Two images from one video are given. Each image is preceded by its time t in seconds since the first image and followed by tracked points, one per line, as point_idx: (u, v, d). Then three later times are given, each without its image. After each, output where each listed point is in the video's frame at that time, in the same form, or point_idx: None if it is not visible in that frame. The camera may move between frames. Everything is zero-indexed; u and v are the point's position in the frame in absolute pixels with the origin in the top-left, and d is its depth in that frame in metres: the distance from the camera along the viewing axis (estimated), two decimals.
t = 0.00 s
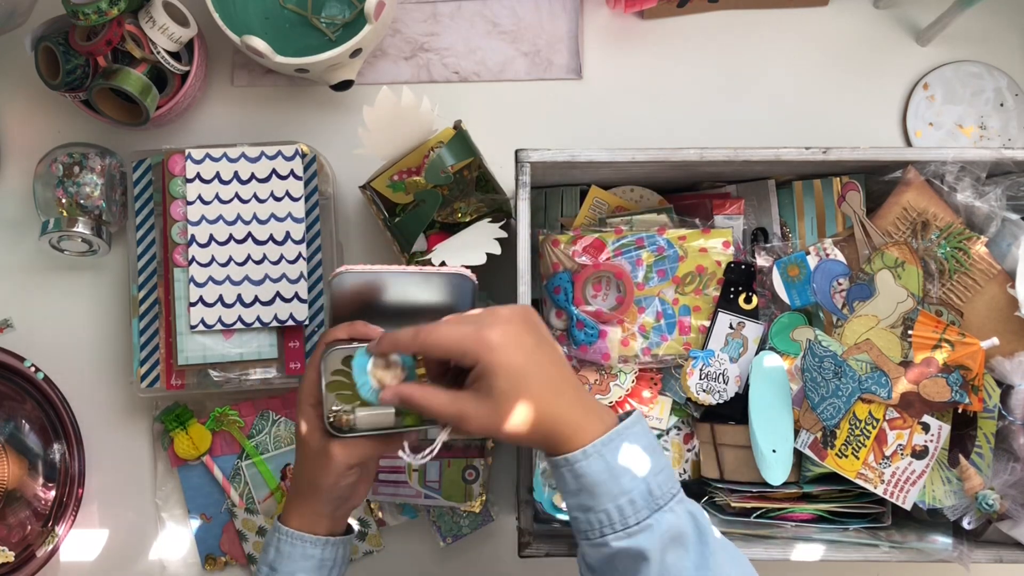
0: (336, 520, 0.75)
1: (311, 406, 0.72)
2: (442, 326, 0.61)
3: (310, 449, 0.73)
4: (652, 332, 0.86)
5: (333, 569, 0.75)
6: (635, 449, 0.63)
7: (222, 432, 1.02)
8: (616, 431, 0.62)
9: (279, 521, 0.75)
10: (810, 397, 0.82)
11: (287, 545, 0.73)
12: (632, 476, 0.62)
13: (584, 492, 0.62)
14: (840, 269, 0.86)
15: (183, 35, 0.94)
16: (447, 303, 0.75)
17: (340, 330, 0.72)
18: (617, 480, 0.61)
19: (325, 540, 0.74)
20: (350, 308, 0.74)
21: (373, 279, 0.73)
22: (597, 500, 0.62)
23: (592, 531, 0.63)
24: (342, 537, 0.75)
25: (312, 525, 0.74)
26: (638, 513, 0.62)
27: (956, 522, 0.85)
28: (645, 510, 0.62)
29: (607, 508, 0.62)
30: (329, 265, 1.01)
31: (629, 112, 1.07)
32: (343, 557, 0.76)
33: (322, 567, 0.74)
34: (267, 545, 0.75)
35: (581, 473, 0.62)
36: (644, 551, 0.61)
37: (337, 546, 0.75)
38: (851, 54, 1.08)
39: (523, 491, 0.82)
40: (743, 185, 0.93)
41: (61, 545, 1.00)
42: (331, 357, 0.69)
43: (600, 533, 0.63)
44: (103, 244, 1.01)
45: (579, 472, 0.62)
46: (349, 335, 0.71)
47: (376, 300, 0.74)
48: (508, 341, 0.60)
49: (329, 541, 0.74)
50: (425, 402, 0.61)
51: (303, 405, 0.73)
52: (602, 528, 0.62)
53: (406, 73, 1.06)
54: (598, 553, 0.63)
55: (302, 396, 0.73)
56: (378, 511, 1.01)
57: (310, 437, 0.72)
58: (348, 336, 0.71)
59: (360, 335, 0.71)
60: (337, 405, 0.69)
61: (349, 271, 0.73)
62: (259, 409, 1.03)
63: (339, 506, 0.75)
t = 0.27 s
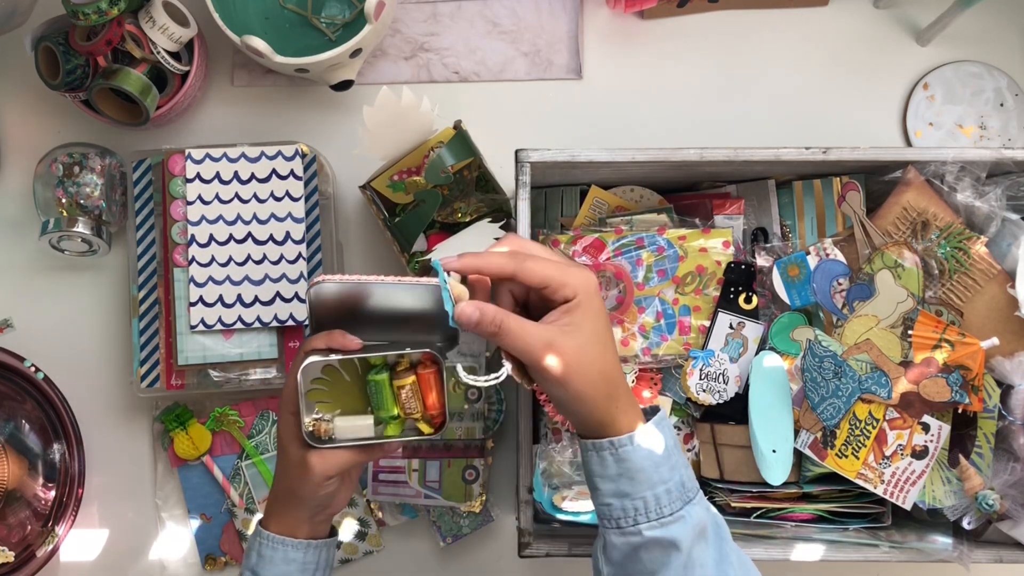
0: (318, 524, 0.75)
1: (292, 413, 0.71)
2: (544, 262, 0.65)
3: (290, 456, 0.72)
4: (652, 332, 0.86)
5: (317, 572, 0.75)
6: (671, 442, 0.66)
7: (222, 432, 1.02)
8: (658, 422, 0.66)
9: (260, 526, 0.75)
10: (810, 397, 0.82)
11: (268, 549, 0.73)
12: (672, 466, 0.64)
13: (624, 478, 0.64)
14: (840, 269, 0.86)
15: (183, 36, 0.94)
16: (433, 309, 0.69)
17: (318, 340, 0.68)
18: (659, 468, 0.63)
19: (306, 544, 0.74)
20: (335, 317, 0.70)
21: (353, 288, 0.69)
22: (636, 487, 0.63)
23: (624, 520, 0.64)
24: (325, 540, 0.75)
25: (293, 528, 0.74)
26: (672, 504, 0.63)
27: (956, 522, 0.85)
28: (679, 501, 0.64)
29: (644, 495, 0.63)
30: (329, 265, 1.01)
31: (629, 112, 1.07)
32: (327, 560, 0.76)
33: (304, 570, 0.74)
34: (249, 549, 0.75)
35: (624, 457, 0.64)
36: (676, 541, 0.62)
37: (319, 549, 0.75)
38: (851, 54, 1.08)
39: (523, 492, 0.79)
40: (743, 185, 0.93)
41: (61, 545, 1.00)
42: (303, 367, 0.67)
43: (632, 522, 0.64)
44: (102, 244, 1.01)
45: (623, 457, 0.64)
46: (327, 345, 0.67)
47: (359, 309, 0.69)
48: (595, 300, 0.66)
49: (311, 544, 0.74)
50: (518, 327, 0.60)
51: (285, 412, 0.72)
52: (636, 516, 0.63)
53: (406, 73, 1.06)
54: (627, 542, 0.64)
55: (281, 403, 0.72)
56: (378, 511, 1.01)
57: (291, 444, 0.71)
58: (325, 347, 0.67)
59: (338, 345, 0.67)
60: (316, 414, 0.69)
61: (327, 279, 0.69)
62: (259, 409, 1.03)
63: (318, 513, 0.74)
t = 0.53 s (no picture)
0: (314, 527, 0.75)
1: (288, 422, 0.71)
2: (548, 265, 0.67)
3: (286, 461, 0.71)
4: (652, 332, 0.86)
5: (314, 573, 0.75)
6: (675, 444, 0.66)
7: (222, 432, 1.02)
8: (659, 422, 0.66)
9: (258, 526, 0.75)
10: (810, 397, 0.82)
11: (265, 550, 0.73)
12: (675, 468, 0.64)
13: (627, 479, 0.64)
14: (840, 269, 0.86)
15: (183, 36, 0.94)
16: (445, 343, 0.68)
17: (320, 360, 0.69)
18: (662, 469, 0.64)
19: (303, 545, 0.74)
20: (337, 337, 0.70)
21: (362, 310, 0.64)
22: (640, 489, 0.64)
23: (627, 521, 0.64)
24: (322, 541, 0.75)
25: (289, 530, 0.74)
26: (675, 505, 0.63)
27: (956, 522, 0.85)
28: (681, 503, 0.64)
29: (648, 497, 0.63)
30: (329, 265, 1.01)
31: (629, 112, 1.07)
32: (325, 561, 0.76)
33: (301, 572, 0.74)
34: (247, 550, 0.75)
35: (627, 458, 0.64)
36: (679, 542, 0.62)
37: (317, 551, 0.74)
38: (851, 54, 1.08)
39: (523, 492, 0.79)
40: (743, 185, 0.93)
41: (61, 545, 1.00)
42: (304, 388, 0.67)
43: (635, 523, 0.64)
44: (103, 244, 1.01)
45: (626, 459, 0.64)
46: (328, 366, 0.68)
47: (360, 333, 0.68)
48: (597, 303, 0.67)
49: (308, 545, 0.74)
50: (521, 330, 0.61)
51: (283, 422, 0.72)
52: (639, 518, 0.64)
53: (406, 73, 1.06)
54: (629, 544, 0.64)
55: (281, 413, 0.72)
56: (378, 511, 1.01)
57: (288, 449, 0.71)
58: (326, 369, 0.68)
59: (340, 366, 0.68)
60: (316, 429, 0.70)
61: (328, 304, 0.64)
62: (259, 409, 1.03)
63: (314, 519, 0.74)
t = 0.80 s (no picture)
0: (317, 527, 0.74)
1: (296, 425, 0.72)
2: (508, 287, 0.62)
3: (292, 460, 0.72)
4: (652, 332, 0.86)
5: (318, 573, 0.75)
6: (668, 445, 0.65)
7: (222, 432, 1.02)
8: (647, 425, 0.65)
9: (260, 527, 0.75)
10: (810, 397, 0.82)
11: (268, 551, 0.73)
12: (666, 472, 0.64)
13: (618, 485, 0.63)
14: (840, 269, 0.86)
15: (183, 36, 0.94)
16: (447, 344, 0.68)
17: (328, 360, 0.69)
18: (653, 475, 0.63)
19: (307, 545, 0.74)
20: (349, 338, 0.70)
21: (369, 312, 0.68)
22: (631, 495, 0.63)
23: (620, 526, 0.64)
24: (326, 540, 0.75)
25: (292, 531, 0.73)
26: (668, 509, 0.63)
27: (956, 522, 0.85)
28: (674, 506, 0.63)
29: (640, 503, 0.63)
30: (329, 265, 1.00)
31: (629, 111, 1.07)
32: (328, 561, 0.76)
33: (306, 572, 0.74)
34: (249, 551, 0.75)
35: (617, 465, 0.63)
36: (673, 547, 0.62)
37: (320, 551, 0.74)
38: (851, 54, 1.08)
39: (523, 492, 0.79)
40: (743, 185, 0.93)
41: (61, 545, 1.00)
42: (314, 388, 0.67)
43: (629, 528, 0.64)
44: (103, 244, 1.01)
45: (616, 465, 0.63)
46: (338, 368, 0.68)
47: (372, 335, 0.69)
48: (569, 318, 0.63)
49: (312, 545, 0.74)
50: (481, 376, 0.58)
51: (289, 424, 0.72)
52: (632, 523, 0.63)
53: (406, 73, 1.06)
54: (624, 548, 0.64)
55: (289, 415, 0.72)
56: (378, 511, 1.01)
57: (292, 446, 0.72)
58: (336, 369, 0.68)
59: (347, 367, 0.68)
60: (322, 430, 0.70)
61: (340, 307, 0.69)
62: (258, 409, 1.03)
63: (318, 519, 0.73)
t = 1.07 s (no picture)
0: (317, 519, 0.75)
1: (290, 409, 0.71)
2: (457, 320, 0.56)
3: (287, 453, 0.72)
4: (652, 332, 0.86)
5: (316, 567, 0.75)
6: (635, 449, 0.63)
7: (222, 432, 1.02)
8: (619, 433, 0.63)
9: (260, 522, 0.75)
10: (810, 397, 0.82)
11: (269, 545, 0.73)
12: (631, 480, 0.63)
13: (582, 495, 0.63)
14: (840, 269, 0.86)
15: (183, 36, 0.94)
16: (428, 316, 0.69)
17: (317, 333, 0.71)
18: (616, 484, 0.62)
19: (307, 539, 0.74)
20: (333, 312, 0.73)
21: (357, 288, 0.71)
22: (595, 503, 0.63)
23: (590, 533, 0.64)
24: (325, 534, 0.75)
25: (292, 524, 0.74)
26: (635, 517, 0.62)
27: (956, 522, 0.85)
28: (642, 514, 0.63)
29: (604, 511, 0.63)
30: (330, 265, 1.00)
31: (629, 111, 1.07)
32: (327, 555, 0.76)
33: (305, 566, 0.74)
34: (249, 545, 0.74)
35: (579, 475, 0.62)
36: (642, 555, 0.62)
37: (320, 545, 0.75)
38: (851, 54, 1.08)
39: (523, 491, 0.81)
40: (743, 185, 0.93)
41: (61, 545, 1.00)
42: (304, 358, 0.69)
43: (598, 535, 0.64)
44: (102, 244, 1.01)
45: (578, 475, 0.62)
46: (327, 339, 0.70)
47: (356, 307, 0.72)
48: (524, 348, 0.57)
49: (312, 539, 0.74)
50: (428, 399, 0.61)
51: (283, 407, 0.72)
52: (600, 531, 0.63)
53: (406, 73, 1.06)
54: (595, 556, 0.64)
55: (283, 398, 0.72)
56: (378, 511, 1.01)
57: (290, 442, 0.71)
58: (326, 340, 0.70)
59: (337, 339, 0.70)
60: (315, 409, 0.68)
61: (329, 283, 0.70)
62: (259, 409, 1.03)
63: (316, 509, 0.75)
